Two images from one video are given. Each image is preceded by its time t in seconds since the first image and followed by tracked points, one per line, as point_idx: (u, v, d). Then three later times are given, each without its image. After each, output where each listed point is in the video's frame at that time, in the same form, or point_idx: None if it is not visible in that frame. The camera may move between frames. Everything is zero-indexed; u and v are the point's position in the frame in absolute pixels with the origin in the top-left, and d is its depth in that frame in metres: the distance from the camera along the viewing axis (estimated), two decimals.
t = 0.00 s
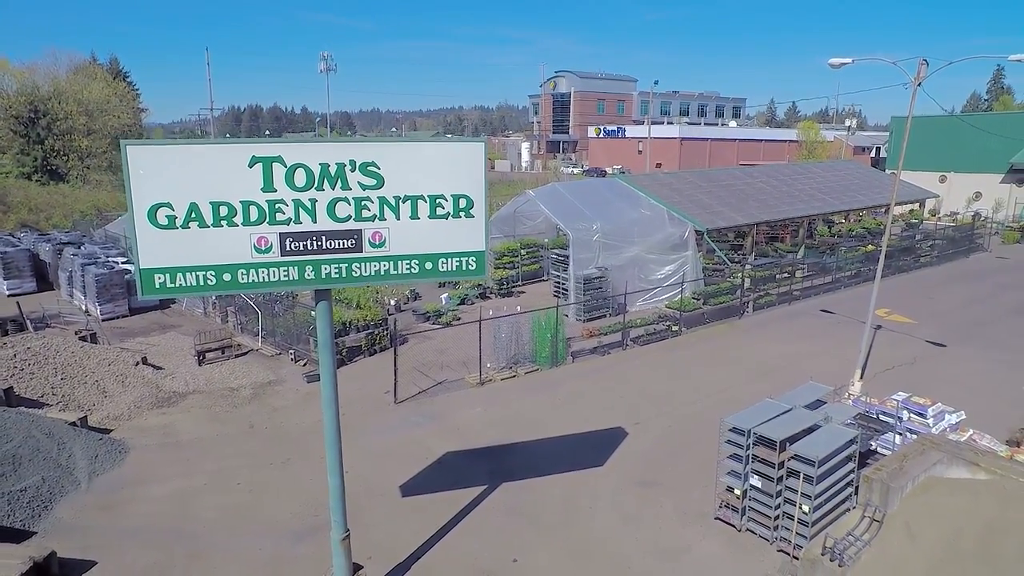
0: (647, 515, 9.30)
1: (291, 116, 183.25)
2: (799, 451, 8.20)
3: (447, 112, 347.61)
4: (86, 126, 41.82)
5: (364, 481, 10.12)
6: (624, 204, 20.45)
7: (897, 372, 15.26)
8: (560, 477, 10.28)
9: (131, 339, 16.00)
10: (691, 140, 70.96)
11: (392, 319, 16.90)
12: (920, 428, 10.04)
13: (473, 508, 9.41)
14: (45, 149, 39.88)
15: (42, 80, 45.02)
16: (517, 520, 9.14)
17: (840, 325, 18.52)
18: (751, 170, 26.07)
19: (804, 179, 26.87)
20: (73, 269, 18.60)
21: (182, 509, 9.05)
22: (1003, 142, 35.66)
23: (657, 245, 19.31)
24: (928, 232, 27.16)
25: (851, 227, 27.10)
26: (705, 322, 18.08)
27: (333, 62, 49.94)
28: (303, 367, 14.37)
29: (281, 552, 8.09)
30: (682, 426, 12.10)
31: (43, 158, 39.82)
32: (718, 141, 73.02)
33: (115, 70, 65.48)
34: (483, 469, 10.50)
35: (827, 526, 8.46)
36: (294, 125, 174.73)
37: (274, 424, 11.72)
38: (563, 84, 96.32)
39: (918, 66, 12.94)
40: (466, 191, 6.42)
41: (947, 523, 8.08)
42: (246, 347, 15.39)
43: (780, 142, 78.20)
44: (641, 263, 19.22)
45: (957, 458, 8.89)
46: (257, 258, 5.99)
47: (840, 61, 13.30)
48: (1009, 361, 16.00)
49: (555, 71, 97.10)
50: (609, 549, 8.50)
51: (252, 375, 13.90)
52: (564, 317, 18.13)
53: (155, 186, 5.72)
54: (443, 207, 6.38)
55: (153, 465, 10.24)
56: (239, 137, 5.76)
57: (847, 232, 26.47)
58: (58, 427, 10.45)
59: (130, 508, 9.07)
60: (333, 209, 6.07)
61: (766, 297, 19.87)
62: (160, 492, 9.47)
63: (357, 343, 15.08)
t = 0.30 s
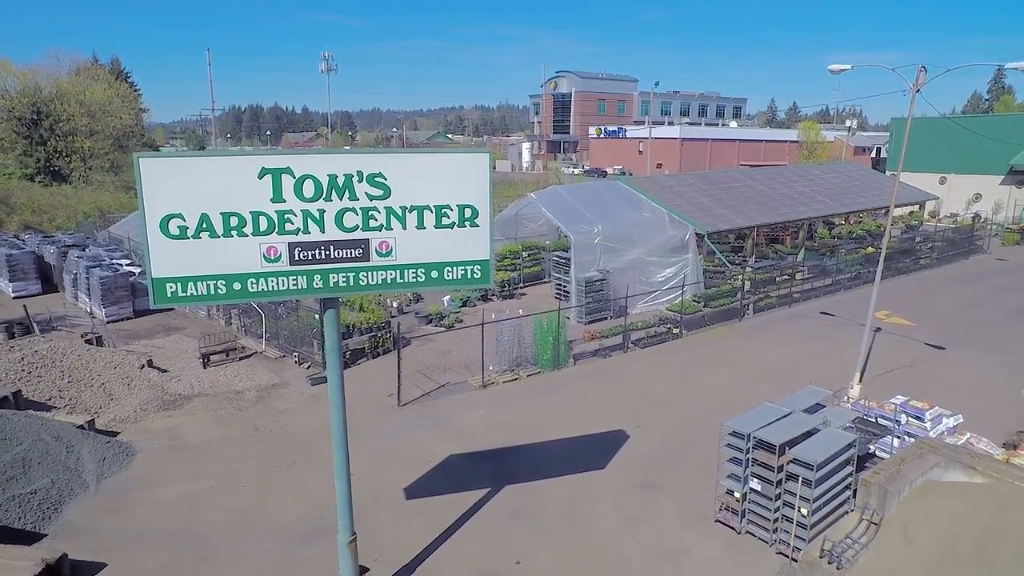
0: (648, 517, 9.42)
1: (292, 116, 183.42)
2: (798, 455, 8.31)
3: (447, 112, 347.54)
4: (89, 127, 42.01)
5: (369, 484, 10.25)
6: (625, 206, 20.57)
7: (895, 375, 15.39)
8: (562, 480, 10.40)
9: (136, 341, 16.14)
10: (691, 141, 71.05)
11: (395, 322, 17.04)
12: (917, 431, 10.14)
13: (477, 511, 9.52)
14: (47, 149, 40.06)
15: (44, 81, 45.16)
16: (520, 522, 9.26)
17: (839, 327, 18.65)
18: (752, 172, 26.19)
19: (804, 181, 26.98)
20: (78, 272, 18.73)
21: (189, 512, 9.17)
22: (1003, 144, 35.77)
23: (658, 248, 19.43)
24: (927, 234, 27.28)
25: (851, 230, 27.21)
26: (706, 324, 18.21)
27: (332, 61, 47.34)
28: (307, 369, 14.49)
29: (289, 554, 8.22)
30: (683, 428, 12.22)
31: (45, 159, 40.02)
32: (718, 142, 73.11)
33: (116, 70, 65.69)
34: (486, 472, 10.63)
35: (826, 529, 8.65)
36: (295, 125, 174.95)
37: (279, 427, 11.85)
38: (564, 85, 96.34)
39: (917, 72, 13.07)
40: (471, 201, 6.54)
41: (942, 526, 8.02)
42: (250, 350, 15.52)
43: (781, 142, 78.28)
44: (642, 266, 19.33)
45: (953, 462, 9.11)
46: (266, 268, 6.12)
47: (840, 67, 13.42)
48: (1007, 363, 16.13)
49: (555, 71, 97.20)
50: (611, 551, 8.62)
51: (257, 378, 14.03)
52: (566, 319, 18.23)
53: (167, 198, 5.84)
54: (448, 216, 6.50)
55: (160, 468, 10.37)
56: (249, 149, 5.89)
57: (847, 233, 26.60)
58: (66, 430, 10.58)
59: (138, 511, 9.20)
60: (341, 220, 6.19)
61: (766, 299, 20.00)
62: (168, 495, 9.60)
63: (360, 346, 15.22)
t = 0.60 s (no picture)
0: (648, 520, 9.59)
1: (291, 116, 183.47)
2: (794, 459, 8.48)
3: (446, 110, 346.98)
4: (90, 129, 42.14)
5: (373, 487, 10.41)
6: (625, 210, 20.74)
7: (892, 377, 15.57)
8: (562, 483, 10.57)
9: (140, 344, 16.29)
10: (690, 142, 71.21)
11: (396, 325, 17.16)
12: (912, 435, 10.34)
13: (479, 514, 9.68)
14: (48, 152, 40.23)
15: (45, 82, 45.19)
16: (524, 525, 9.42)
17: (837, 330, 18.83)
18: (750, 175, 26.35)
19: (802, 184, 27.17)
20: (82, 275, 18.88)
21: (197, 515, 9.34)
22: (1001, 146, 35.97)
23: (657, 251, 19.60)
24: (924, 237, 27.48)
25: (849, 232, 27.41)
26: (705, 328, 18.41)
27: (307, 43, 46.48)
28: (310, 373, 14.66)
29: (295, 556, 8.39)
30: (682, 432, 12.39)
31: (46, 161, 40.21)
32: (718, 143, 73.29)
33: (116, 71, 65.91)
34: (487, 475, 10.79)
35: (821, 532, 8.80)
36: (294, 125, 175.04)
37: (283, 431, 12.01)
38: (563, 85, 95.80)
39: (912, 81, 13.24)
40: (475, 213, 6.70)
41: (935, 527, 8.30)
42: (254, 353, 15.68)
43: (781, 143, 78.48)
44: (641, 269, 19.51)
45: (947, 466, 9.24)
46: (275, 279, 6.28)
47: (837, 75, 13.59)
48: (1002, 365, 16.32)
49: (555, 72, 97.35)
50: (611, 554, 8.78)
51: (260, 382, 14.18)
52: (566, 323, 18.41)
53: (179, 211, 6.00)
54: (453, 228, 6.66)
55: (167, 471, 10.54)
56: (259, 164, 6.06)
57: (845, 236, 26.77)
58: (75, 433, 10.75)
59: (146, 514, 9.36)
60: (348, 232, 6.36)
61: (764, 302, 20.18)
62: (175, 498, 9.76)
63: (362, 349, 15.39)
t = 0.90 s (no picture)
0: (646, 522, 9.79)
1: (291, 116, 183.55)
2: (788, 463, 8.68)
3: (446, 110, 347.26)
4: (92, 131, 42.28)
5: (376, 490, 10.62)
6: (624, 214, 20.94)
7: (887, 380, 15.80)
8: (562, 486, 10.77)
9: (145, 348, 16.49)
10: (689, 143, 71.41)
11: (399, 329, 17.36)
12: (906, 439, 10.62)
13: (481, 517, 9.88)
14: (50, 154, 40.47)
15: (46, 83, 45.35)
16: (525, 527, 9.63)
17: (833, 333, 19.07)
18: (748, 178, 26.57)
19: (800, 187, 27.40)
20: (86, 278, 19.08)
21: (204, 518, 9.54)
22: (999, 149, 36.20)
23: (656, 255, 19.82)
24: (921, 240, 27.72)
25: (846, 235, 27.64)
26: (703, 331, 18.63)
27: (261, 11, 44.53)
28: (313, 376, 14.85)
29: (302, 558, 8.59)
30: (680, 435, 12.60)
31: (48, 163, 40.46)
32: (717, 144, 73.51)
33: (116, 72, 66.08)
34: (488, 478, 11.00)
35: (816, 534, 9.00)
36: (293, 125, 175.12)
37: (288, 434, 12.22)
38: (563, 86, 95.44)
39: (906, 90, 13.47)
40: (477, 226, 6.91)
41: (924, 532, 8.54)
42: (257, 356, 15.86)
43: (780, 144, 78.72)
44: (640, 273, 19.72)
45: (938, 469, 9.52)
46: (284, 290, 6.48)
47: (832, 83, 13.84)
48: (996, 368, 16.56)
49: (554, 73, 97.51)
50: (610, 555, 8.99)
51: (264, 385, 14.38)
52: (566, 326, 18.64)
53: (191, 225, 6.20)
54: (456, 240, 6.87)
55: (174, 474, 10.73)
56: (268, 180, 6.25)
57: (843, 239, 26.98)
58: (83, 438, 10.95)
59: (155, 517, 9.56)
60: (354, 244, 6.56)
61: (762, 305, 20.40)
62: (183, 501, 9.96)
63: (365, 353, 15.59)
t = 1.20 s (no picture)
0: (644, 525, 10.03)
1: (291, 117, 183.79)
2: (781, 467, 8.94)
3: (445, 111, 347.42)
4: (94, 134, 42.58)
5: (380, 493, 10.86)
6: (622, 218, 21.16)
7: (882, 383, 16.05)
8: (562, 489, 11.01)
9: (149, 352, 16.71)
10: (688, 144, 71.68)
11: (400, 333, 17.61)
12: (897, 442, 10.76)
13: (481, 520, 10.12)
14: (52, 156, 40.76)
15: (48, 86, 45.56)
16: (525, 530, 9.86)
17: (829, 336, 19.32)
18: (745, 182, 26.81)
19: (797, 191, 27.65)
20: (90, 282, 19.29)
21: (211, 521, 9.77)
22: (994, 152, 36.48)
23: (654, 259, 20.05)
24: (917, 243, 27.99)
25: (843, 238, 27.91)
26: (700, 334, 18.88)
27: None
28: (316, 380, 15.08)
29: (308, 560, 8.82)
30: (677, 438, 12.84)
31: (50, 166, 40.77)
32: (716, 145, 73.79)
33: (116, 75, 66.38)
34: (489, 481, 11.25)
35: (807, 536, 9.25)
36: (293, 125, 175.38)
37: (292, 438, 12.44)
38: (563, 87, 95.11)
39: (898, 100, 13.72)
40: (479, 239, 7.15)
41: (913, 534, 8.79)
42: (261, 360, 16.09)
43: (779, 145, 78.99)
44: (638, 277, 19.95)
45: (928, 472, 9.75)
46: (293, 303, 6.71)
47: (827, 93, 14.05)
48: (989, 371, 16.82)
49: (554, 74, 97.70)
50: (608, 557, 9.23)
51: (268, 389, 14.61)
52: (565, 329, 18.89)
53: (203, 240, 6.43)
54: (459, 253, 7.10)
55: (181, 478, 10.96)
56: (277, 196, 6.49)
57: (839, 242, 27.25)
58: (92, 442, 11.19)
59: (163, 519, 9.79)
60: (360, 258, 6.79)
61: (759, 309, 20.65)
62: (191, 504, 10.19)
63: (366, 357, 15.82)
